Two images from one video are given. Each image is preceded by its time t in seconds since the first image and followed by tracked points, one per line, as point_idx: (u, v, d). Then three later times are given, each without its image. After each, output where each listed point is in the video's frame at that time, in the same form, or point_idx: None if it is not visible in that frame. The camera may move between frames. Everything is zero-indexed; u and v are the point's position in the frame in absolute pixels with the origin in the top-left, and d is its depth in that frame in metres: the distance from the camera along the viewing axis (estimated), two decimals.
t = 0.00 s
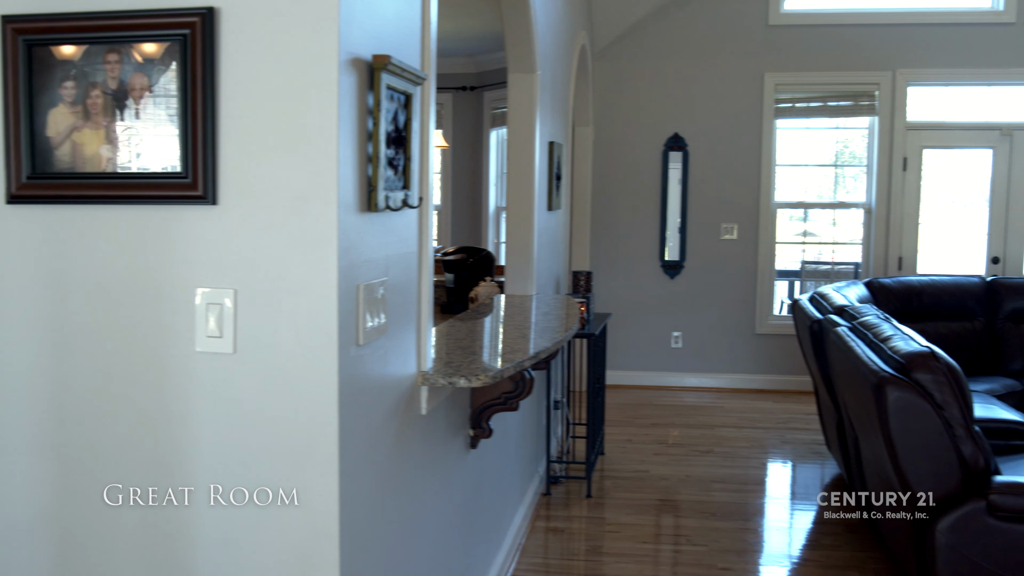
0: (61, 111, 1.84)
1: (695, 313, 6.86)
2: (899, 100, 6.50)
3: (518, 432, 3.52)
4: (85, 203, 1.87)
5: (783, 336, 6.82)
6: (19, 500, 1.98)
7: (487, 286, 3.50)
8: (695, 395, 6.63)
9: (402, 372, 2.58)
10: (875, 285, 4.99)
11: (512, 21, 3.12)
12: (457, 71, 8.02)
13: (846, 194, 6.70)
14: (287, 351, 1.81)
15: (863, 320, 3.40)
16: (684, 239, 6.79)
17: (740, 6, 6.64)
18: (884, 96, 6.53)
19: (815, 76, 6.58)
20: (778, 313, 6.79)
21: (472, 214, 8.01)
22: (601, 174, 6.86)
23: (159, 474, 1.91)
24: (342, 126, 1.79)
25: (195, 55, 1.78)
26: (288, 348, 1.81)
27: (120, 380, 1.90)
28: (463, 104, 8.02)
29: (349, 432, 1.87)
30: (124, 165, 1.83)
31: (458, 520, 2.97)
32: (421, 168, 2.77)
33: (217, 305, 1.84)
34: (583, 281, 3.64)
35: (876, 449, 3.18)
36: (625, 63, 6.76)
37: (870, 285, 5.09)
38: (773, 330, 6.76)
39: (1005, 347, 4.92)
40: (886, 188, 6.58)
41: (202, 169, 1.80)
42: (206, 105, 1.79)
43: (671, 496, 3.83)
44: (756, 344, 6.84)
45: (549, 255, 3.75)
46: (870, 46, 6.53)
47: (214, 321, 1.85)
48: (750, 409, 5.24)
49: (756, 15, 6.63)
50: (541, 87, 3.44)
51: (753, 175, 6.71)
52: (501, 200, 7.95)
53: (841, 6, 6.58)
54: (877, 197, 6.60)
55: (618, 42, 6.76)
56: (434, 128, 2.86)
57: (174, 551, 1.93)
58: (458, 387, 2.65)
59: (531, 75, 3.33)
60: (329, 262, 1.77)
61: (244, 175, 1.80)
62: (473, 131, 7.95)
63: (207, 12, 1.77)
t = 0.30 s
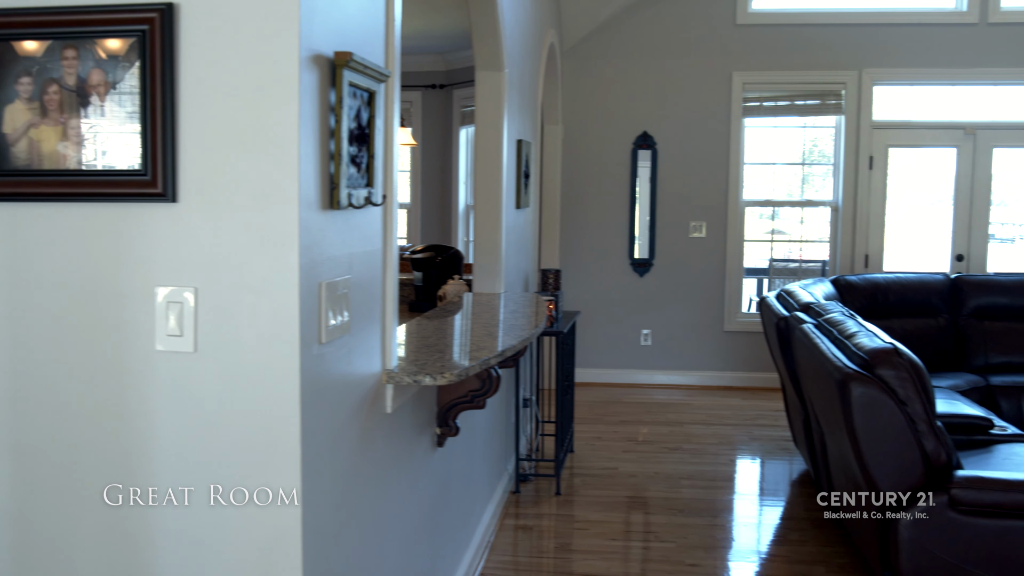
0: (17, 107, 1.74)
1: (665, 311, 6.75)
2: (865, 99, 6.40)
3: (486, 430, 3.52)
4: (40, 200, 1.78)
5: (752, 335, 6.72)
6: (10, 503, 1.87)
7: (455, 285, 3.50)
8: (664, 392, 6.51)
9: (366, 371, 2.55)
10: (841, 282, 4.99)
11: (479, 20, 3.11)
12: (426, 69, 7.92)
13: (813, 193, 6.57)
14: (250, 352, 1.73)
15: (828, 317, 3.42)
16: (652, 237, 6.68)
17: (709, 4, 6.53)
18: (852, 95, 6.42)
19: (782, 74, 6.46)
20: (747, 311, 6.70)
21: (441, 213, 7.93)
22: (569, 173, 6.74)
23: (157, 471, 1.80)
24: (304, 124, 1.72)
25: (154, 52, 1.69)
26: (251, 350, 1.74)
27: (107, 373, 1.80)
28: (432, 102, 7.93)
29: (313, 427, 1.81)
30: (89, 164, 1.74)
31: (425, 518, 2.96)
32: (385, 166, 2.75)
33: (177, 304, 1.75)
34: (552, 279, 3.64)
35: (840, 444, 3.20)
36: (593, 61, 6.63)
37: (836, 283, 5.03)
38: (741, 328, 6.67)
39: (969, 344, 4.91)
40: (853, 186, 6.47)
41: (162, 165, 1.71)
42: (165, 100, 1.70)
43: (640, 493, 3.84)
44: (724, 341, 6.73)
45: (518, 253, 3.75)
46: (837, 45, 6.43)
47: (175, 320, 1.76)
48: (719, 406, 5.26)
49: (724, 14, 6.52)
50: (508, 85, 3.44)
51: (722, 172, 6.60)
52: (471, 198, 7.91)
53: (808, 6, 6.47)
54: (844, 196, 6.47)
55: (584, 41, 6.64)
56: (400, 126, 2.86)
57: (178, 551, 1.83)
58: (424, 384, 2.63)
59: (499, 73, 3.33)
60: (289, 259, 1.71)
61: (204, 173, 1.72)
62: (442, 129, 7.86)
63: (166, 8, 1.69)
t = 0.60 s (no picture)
0: None
1: (634, 309, 6.70)
2: (831, 99, 6.38)
3: (454, 429, 3.51)
4: None
5: (720, 333, 6.67)
6: None
7: (422, 283, 3.50)
8: (633, 391, 6.44)
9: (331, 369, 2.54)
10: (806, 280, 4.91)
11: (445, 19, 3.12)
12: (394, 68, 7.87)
13: (780, 192, 6.54)
14: (210, 354, 1.69)
15: (794, 315, 3.44)
16: (621, 235, 6.63)
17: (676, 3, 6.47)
18: (818, 95, 6.39)
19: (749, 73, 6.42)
20: (715, 309, 6.65)
21: (411, 212, 7.88)
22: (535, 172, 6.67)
23: (130, 474, 1.75)
24: (264, 123, 1.67)
25: (112, 50, 1.64)
26: (210, 352, 1.69)
27: (107, 367, 1.73)
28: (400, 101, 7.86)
29: (273, 428, 1.76)
30: (53, 162, 1.68)
31: (391, 516, 2.94)
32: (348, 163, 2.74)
33: (136, 304, 1.70)
34: (520, 278, 3.65)
35: (805, 441, 3.23)
36: (563, 61, 6.56)
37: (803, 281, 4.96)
38: (710, 326, 6.62)
39: (933, 341, 4.88)
40: (819, 185, 6.45)
41: (120, 163, 1.66)
42: (123, 97, 1.65)
43: (609, 491, 3.85)
44: (693, 340, 6.69)
45: (486, 252, 3.75)
46: (804, 44, 6.40)
47: (134, 320, 1.71)
48: (688, 404, 5.29)
49: (691, 15, 6.47)
50: (476, 83, 3.45)
51: (689, 172, 6.55)
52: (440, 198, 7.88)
53: (775, 6, 6.44)
54: (810, 195, 6.45)
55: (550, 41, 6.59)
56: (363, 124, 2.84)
57: (179, 553, 1.76)
58: (388, 383, 2.61)
59: (466, 71, 3.33)
60: (249, 259, 1.66)
61: (163, 171, 1.66)
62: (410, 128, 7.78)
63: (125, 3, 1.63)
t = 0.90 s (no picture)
0: None
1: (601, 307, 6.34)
2: (798, 98, 6.06)
3: (421, 428, 3.49)
4: None
5: (688, 330, 6.35)
6: None
7: (390, 282, 3.56)
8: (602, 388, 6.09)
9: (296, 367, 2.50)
10: (773, 276, 4.76)
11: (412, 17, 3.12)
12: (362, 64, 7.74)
13: (745, 190, 6.24)
14: (169, 355, 1.60)
15: (760, 312, 3.44)
16: (592, 230, 6.26)
17: None
18: (786, 94, 6.08)
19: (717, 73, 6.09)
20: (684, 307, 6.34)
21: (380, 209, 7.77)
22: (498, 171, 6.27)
23: (90, 482, 1.65)
24: (224, 116, 1.59)
25: (69, 43, 1.55)
26: (170, 352, 1.60)
27: (78, 366, 1.64)
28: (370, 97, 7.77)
29: (234, 428, 1.67)
30: (15, 159, 1.59)
31: (358, 511, 2.93)
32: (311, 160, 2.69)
33: (95, 303, 1.61)
34: (488, 276, 3.66)
35: (770, 438, 3.24)
36: (527, 60, 6.19)
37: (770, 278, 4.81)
38: (678, 324, 6.29)
39: (899, 337, 4.77)
40: (787, 181, 6.13)
41: (77, 158, 1.57)
42: (80, 87, 1.56)
43: (579, 489, 3.85)
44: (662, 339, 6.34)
45: (454, 250, 3.75)
46: (772, 42, 6.08)
47: (93, 319, 1.62)
48: (657, 401, 5.30)
49: (657, 14, 6.12)
50: (443, 81, 3.44)
51: (650, 172, 6.23)
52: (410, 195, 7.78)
53: (743, 6, 6.12)
54: (777, 192, 6.15)
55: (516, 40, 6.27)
56: (326, 121, 2.80)
57: (168, 556, 1.66)
58: (353, 382, 2.56)
59: (433, 69, 3.32)
60: (209, 255, 1.57)
61: (120, 166, 1.57)
62: (380, 126, 7.72)
63: None
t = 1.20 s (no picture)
0: None
1: (569, 303, 6.23)
2: (766, 97, 6.01)
3: (387, 427, 3.47)
4: None
5: (657, 327, 6.25)
6: None
7: (357, 280, 3.56)
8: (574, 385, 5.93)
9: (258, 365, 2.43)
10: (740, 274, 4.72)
11: (378, 14, 3.12)
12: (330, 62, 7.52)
13: (712, 187, 6.15)
14: (128, 358, 1.53)
15: (726, 309, 3.44)
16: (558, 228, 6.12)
17: None
18: (752, 93, 6.03)
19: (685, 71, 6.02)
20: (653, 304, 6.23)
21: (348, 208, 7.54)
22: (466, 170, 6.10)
23: (50, 489, 1.58)
24: (183, 112, 1.52)
25: (24, 33, 1.47)
26: (128, 354, 1.53)
27: (38, 369, 1.56)
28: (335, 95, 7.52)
29: (195, 427, 1.61)
30: None
31: (322, 512, 2.90)
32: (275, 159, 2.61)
33: (52, 303, 1.54)
34: (457, 274, 3.67)
35: (734, 434, 3.25)
36: (497, 58, 6.05)
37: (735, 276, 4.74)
38: (648, 321, 6.19)
39: (864, 334, 4.70)
40: (754, 179, 6.07)
41: (33, 155, 1.50)
42: (36, 80, 1.48)
43: (549, 486, 3.86)
44: (631, 335, 6.25)
45: (422, 247, 3.74)
46: (739, 41, 6.02)
47: (50, 319, 1.54)
48: (626, 398, 5.32)
49: (625, 14, 6.03)
50: (410, 78, 3.44)
51: (616, 171, 6.11)
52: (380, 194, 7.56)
53: (714, 5, 6.04)
54: (744, 189, 6.08)
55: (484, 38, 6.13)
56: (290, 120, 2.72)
57: (146, 561, 1.58)
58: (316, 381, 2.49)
59: (399, 67, 3.32)
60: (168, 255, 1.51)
61: (77, 163, 1.50)
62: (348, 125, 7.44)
63: None
